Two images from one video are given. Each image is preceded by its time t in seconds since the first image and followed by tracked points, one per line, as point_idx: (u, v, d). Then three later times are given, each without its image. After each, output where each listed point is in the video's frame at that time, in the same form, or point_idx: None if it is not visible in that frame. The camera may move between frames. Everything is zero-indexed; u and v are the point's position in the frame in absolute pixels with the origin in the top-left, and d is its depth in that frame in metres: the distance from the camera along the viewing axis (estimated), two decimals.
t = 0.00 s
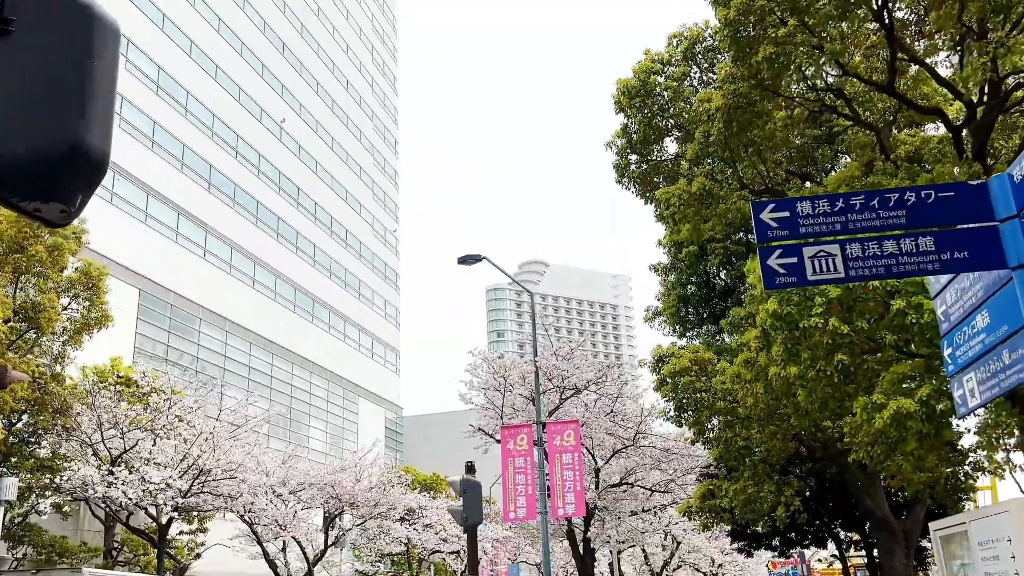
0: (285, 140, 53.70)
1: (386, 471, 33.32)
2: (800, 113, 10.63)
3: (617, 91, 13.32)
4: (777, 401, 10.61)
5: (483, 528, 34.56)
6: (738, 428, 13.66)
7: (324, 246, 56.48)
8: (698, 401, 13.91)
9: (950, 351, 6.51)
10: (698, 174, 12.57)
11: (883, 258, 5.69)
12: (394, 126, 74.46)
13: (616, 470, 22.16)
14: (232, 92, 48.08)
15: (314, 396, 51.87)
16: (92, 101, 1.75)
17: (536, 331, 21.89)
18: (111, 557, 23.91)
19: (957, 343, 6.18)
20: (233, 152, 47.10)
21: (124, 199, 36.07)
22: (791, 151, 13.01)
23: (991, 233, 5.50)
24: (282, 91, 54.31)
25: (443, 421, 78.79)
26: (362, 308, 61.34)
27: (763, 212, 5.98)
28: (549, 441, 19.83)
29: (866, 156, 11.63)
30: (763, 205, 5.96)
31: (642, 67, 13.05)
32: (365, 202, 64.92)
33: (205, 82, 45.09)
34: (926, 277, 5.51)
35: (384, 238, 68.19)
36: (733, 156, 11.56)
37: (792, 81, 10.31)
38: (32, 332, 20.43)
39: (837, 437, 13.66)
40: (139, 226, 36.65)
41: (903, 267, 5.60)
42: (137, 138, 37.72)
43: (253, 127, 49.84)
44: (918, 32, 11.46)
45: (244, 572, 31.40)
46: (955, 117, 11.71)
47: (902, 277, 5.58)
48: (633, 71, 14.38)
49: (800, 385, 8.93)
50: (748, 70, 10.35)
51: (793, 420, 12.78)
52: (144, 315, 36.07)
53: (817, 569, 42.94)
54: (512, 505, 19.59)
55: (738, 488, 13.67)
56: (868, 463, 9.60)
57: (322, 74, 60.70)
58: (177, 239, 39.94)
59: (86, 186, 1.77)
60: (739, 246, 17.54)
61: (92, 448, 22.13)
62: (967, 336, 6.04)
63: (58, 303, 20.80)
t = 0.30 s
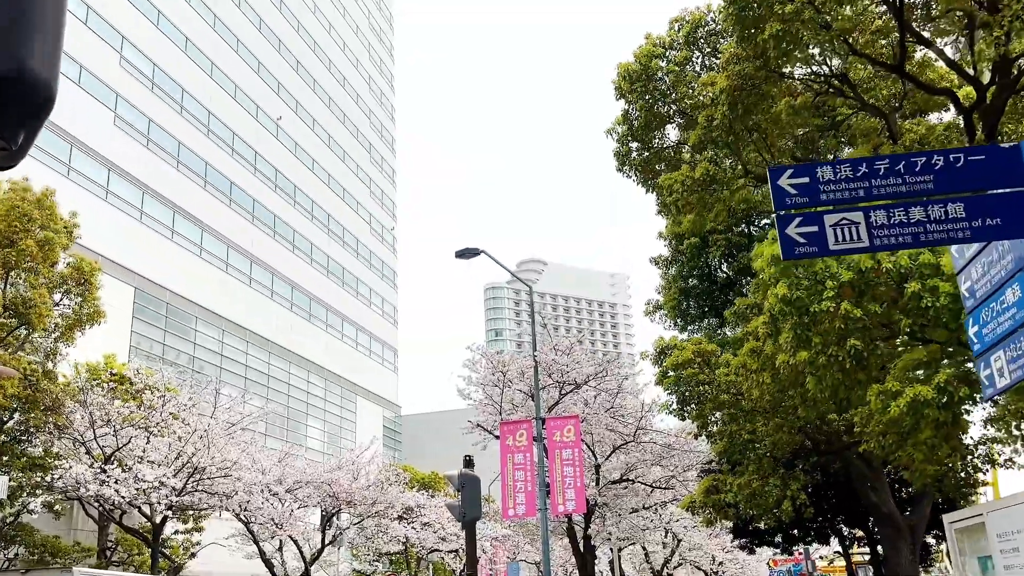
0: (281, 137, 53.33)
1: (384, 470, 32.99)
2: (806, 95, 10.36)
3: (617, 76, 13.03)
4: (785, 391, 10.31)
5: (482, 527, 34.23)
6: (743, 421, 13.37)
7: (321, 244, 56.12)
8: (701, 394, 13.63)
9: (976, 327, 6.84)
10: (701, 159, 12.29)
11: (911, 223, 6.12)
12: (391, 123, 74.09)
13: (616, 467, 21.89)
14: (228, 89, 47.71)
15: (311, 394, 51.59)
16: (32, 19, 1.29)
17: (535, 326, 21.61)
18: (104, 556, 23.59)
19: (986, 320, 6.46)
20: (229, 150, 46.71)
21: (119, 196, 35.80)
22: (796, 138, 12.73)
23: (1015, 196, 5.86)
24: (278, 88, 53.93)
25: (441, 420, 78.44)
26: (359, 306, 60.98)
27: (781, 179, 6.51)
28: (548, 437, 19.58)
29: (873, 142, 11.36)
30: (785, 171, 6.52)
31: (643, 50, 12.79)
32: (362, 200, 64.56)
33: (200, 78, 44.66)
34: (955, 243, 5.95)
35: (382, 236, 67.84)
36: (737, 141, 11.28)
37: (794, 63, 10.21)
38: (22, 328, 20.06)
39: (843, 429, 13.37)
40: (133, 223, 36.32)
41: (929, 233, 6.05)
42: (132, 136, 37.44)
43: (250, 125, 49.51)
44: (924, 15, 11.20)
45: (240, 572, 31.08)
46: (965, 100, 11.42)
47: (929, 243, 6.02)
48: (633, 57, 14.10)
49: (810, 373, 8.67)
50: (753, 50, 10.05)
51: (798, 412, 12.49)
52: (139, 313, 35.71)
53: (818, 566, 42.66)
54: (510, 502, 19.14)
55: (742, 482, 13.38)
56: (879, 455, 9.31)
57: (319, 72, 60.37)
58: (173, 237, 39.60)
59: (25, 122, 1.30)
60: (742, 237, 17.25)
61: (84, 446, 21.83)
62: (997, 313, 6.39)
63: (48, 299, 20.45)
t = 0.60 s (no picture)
0: (276, 134, 52.95)
1: (381, 468, 32.65)
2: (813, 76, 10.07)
3: (618, 61, 12.71)
4: (794, 382, 10.01)
5: (480, 526, 33.91)
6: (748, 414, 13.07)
7: (317, 241, 55.74)
8: (705, 387, 13.32)
9: (1009, 307, 6.61)
10: (705, 145, 11.97)
11: (947, 192, 6.05)
12: (387, 120, 73.72)
13: (616, 463, 21.56)
14: (223, 86, 47.31)
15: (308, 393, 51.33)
16: None
17: (533, 320, 21.20)
18: (97, 557, 23.24)
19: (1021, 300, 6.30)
20: (224, 147, 46.33)
21: (112, 193, 35.39)
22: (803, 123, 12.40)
23: None
24: (273, 85, 53.55)
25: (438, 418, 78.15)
26: (356, 304, 60.64)
27: (805, 145, 6.35)
28: (547, 433, 19.18)
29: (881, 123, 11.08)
30: (812, 135, 6.38)
31: (644, 34, 12.48)
32: (358, 197, 64.19)
33: (194, 75, 44.26)
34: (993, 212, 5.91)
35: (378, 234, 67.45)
36: (741, 127, 10.99)
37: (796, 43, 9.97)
38: (11, 326, 19.67)
39: (850, 423, 13.07)
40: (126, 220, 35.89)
41: (965, 204, 5.99)
42: (125, 132, 37.00)
43: (244, 121, 49.06)
44: None
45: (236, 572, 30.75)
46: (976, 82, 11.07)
47: (966, 213, 5.96)
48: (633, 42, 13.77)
49: (822, 362, 8.45)
50: (761, 30, 9.74)
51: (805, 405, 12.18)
52: (134, 311, 35.30)
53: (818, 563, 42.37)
54: (509, 499, 18.77)
55: (747, 477, 13.09)
56: (892, 447, 9.02)
57: (314, 68, 59.92)
58: (167, 235, 39.16)
59: None
60: (743, 229, 16.91)
61: (75, 445, 21.36)
62: None
63: (38, 296, 20.08)
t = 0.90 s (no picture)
0: (269, 130, 52.56)
1: (376, 464, 32.32)
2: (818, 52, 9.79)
3: (614, 43, 12.39)
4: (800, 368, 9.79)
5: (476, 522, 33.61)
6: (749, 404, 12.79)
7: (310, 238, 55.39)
8: (705, 377, 13.04)
9: None
10: (705, 127, 11.69)
11: (979, 144, 5.82)
12: (380, 116, 73.33)
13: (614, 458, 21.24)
14: (215, 82, 46.88)
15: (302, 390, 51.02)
16: None
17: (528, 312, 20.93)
18: (88, 555, 22.91)
19: None
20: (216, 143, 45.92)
21: (103, 189, 35.02)
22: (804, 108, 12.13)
23: None
24: (265, 80, 53.15)
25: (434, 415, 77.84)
26: (351, 301, 60.30)
27: (824, 96, 6.21)
28: (544, 427, 18.85)
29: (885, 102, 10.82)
30: (833, 86, 6.25)
31: (642, 13, 12.15)
32: (352, 194, 63.83)
33: (186, 70, 43.84)
34: None
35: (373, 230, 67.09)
36: (743, 106, 10.73)
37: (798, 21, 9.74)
38: None
39: (853, 413, 12.79)
40: (118, 217, 35.48)
41: (998, 156, 5.78)
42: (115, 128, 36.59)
43: (237, 117, 48.67)
44: None
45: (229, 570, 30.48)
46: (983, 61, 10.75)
47: (999, 165, 5.75)
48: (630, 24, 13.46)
49: (830, 347, 8.22)
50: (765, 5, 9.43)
51: (809, 394, 11.92)
52: (126, 308, 34.90)
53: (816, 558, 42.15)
54: (505, 494, 18.45)
55: (749, 468, 12.82)
56: (901, 433, 8.75)
57: (307, 64, 59.51)
58: (160, 231, 38.78)
59: None
60: (743, 219, 16.59)
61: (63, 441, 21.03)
62: None
63: (24, 290, 19.72)
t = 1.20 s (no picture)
0: (262, 127, 52.13)
1: (369, 462, 31.97)
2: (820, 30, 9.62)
3: (611, 27, 12.14)
4: (806, 357, 9.65)
5: (470, 521, 33.28)
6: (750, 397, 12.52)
7: (303, 235, 55.01)
8: (704, 370, 12.74)
9: None
10: (706, 110, 11.38)
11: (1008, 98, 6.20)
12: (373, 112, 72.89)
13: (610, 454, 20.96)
14: (206, 78, 46.42)
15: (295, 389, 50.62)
16: None
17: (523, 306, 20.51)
18: (76, 555, 22.49)
19: None
20: (208, 139, 45.48)
21: (93, 186, 34.62)
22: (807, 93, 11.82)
23: None
24: (257, 76, 52.71)
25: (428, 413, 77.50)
26: (344, 299, 59.90)
27: (848, 46, 6.54)
28: (539, 423, 18.53)
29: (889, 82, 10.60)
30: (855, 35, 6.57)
31: None
32: (346, 191, 63.44)
33: (177, 66, 43.42)
34: None
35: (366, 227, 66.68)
36: (745, 88, 10.54)
37: (800, 1, 9.59)
38: None
39: (855, 407, 12.53)
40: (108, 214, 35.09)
41: None
42: (106, 124, 36.19)
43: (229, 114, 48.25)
44: None
45: (220, 569, 30.15)
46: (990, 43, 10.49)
47: None
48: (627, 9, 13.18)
49: (838, 334, 8.10)
50: None
51: (810, 387, 11.63)
52: (117, 306, 34.50)
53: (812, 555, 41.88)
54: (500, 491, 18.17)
55: (750, 462, 12.58)
56: (913, 425, 8.49)
57: (299, 60, 59.02)
58: (151, 228, 38.37)
59: None
60: (742, 210, 16.25)
61: (50, 439, 20.68)
62: None
63: (9, 285, 19.28)
